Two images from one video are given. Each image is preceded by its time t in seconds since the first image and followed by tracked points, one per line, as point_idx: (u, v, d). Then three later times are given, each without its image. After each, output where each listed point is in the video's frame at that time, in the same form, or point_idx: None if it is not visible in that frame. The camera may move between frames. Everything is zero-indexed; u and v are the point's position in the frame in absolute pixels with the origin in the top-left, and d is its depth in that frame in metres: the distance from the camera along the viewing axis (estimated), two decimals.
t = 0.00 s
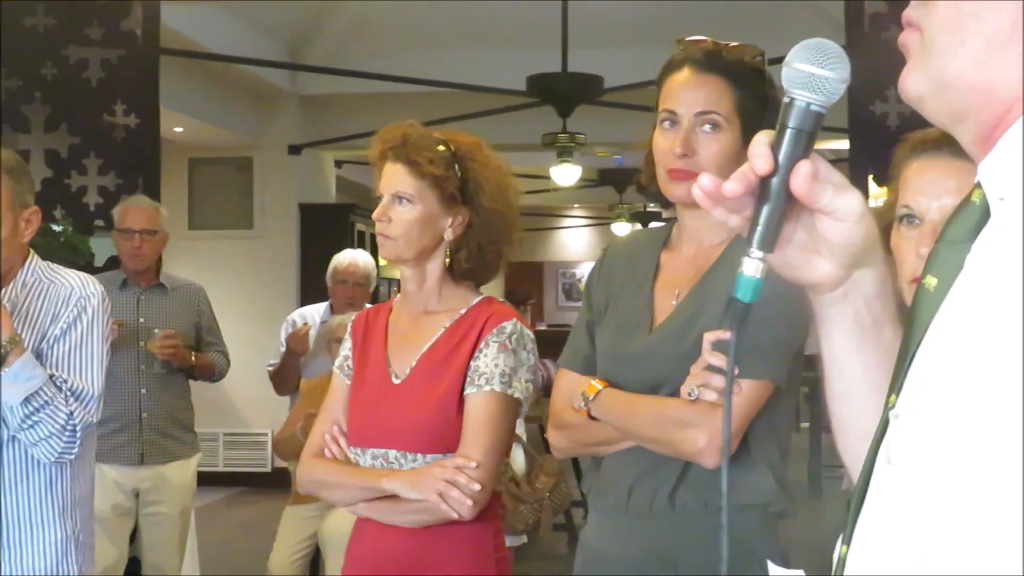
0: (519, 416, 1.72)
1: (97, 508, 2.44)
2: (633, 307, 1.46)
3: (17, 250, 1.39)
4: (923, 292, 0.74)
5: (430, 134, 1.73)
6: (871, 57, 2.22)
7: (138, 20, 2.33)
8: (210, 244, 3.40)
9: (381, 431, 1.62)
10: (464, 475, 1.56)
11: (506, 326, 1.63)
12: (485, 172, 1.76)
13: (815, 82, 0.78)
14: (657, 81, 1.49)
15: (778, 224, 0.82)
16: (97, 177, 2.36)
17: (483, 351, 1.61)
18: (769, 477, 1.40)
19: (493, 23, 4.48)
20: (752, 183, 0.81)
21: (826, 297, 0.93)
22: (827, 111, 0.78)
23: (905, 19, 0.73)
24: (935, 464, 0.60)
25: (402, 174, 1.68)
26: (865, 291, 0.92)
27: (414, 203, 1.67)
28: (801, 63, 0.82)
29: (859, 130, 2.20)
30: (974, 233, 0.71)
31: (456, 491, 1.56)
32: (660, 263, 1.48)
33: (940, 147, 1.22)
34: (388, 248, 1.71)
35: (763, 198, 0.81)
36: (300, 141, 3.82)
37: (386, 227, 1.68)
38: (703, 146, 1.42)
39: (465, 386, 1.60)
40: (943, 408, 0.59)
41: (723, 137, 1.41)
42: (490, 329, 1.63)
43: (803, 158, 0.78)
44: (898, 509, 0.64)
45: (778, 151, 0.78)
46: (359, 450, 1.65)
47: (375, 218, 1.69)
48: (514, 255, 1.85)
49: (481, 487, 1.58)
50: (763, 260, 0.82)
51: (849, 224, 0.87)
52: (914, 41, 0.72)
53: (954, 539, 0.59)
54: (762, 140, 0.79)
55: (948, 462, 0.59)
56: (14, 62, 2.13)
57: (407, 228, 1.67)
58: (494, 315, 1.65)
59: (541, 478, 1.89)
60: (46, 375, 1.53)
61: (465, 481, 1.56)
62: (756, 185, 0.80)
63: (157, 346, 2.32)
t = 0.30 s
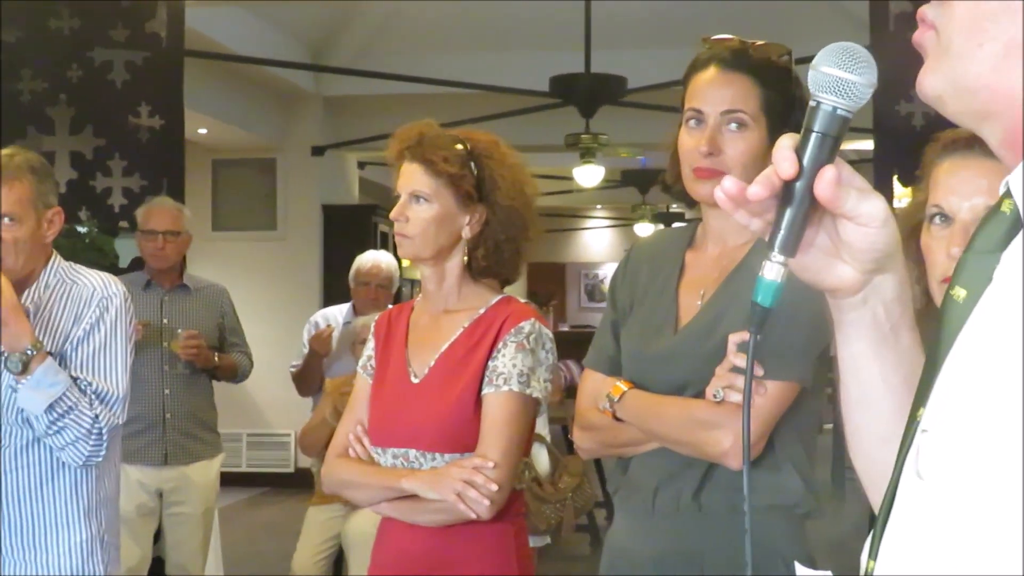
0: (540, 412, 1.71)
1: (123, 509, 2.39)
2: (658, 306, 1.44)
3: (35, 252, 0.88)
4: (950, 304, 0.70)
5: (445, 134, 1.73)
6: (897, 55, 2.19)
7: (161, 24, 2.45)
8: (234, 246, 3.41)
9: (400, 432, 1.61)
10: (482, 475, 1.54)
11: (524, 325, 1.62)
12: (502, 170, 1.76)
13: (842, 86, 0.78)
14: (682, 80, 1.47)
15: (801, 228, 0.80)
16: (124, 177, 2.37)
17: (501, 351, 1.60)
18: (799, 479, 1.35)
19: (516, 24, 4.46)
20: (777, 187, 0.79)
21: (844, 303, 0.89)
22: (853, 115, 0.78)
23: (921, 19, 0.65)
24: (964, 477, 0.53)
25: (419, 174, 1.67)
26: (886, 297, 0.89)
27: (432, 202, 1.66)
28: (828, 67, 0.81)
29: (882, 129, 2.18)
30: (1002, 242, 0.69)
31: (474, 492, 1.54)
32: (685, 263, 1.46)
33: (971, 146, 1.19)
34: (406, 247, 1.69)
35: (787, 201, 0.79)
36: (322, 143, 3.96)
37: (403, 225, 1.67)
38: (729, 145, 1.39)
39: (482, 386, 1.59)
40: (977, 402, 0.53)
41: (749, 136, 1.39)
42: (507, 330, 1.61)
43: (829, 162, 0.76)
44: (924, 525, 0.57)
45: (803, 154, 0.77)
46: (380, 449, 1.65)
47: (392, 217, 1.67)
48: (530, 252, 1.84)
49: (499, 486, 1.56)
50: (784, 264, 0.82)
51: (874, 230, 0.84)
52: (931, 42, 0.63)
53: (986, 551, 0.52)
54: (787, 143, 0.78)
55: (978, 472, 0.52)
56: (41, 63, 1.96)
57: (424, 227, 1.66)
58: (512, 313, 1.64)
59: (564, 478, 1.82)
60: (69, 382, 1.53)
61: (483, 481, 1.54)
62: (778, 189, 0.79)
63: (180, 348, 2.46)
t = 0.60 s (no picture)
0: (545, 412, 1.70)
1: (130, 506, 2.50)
2: (669, 306, 1.44)
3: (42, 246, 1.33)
4: (970, 306, 0.70)
5: (449, 134, 1.72)
6: (907, 53, 2.17)
7: (170, 23, 2.35)
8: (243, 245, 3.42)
9: (406, 431, 1.61)
10: (485, 475, 1.54)
11: (530, 326, 1.61)
12: (507, 169, 1.75)
13: (856, 85, 0.77)
14: (692, 78, 1.47)
15: (811, 226, 0.79)
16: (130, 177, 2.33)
17: (506, 352, 1.59)
18: (811, 479, 1.35)
19: (524, 24, 4.46)
20: (790, 184, 0.77)
21: (852, 303, 0.88)
22: (868, 113, 0.77)
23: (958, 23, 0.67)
24: (979, 482, 0.56)
25: (423, 173, 1.67)
26: (892, 297, 0.87)
27: (435, 201, 1.66)
28: (846, 65, 0.80)
29: (891, 129, 2.16)
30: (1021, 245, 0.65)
31: (477, 492, 1.53)
32: (697, 261, 1.46)
33: (984, 144, 1.18)
34: (410, 247, 1.69)
35: (798, 199, 0.77)
36: (332, 142, 3.81)
37: (408, 225, 1.66)
38: (740, 144, 1.39)
39: (487, 386, 1.58)
40: (986, 415, 0.56)
41: (761, 134, 1.38)
42: (513, 330, 1.61)
43: (842, 161, 0.75)
44: (934, 530, 0.61)
45: (816, 151, 0.75)
46: (386, 448, 1.65)
47: (397, 217, 1.67)
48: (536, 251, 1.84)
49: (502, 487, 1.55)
50: (794, 262, 0.81)
51: (884, 230, 0.82)
52: (965, 41, 0.65)
53: (995, 553, 0.56)
54: (800, 140, 0.76)
55: (995, 479, 0.55)
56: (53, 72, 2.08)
57: (429, 228, 1.66)
58: (519, 314, 1.63)
59: (575, 477, 1.82)
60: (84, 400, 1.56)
61: (487, 481, 1.54)
62: (792, 187, 0.77)
63: (186, 347, 2.47)
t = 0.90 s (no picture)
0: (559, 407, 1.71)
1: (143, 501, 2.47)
2: (684, 301, 1.43)
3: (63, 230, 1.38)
4: (994, 293, 0.69)
5: (459, 131, 1.71)
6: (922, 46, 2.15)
7: (183, 18, 2.30)
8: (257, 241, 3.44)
9: (416, 424, 1.61)
10: (491, 468, 1.54)
11: (540, 322, 1.60)
12: (517, 165, 1.74)
13: (895, 65, 0.75)
14: (708, 72, 1.46)
15: (840, 205, 0.78)
16: (144, 172, 2.33)
17: (516, 348, 1.59)
18: (828, 472, 1.34)
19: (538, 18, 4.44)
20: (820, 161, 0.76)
21: (875, 287, 0.85)
22: (903, 96, 0.76)
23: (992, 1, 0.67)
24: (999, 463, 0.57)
25: (432, 171, 1.67)
26: (918, 284, 0.84)
27: (446, 198, 1.65)
28: (882, 44, 0.78)
29: (904, 124, 2.15)
30: None
31: (485, 486, 1.52)
32: (713, 255, 1.44)
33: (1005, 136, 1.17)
34: (421, 244, 1.68)
35: (828, 176, 0.77)
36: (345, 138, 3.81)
37: (418, 221, 1.66)
38: (757, 138, 1.37)
39: (497, 382, 1.58)
40: (1008, 399, 0.57)
41: (777, 128, 1.37)
42: (524, 325, 1.60)
43: (875, 141, 0.74)
44: (954, 512, 0.62)
45: (849, 131, 0.74)
46: (395, 442, 1.64)
47: (408, 215, 1.67)
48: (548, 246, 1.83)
49: (507, 478, 1.55)
50: (818, 241, 0.79)
51: (912, 213, 0.80)
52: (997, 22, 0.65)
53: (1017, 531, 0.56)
54: (832, 119, 0.76)
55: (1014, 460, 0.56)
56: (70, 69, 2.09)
57: (440, 224, 1.65)
58: (529, 308, 1.63)
59: (592, 473, 1.78)
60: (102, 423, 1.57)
61: (493, 475, 1.53)
62: (823, 166, 0.76)
63: (202, 343, 2.50)
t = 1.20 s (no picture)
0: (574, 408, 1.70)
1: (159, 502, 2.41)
2: (702, 302, 1.42)
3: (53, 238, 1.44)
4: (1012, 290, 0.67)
5: (478, 132, 1.68)
6: (944, 45, 2.12)
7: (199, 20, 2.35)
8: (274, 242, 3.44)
9: (433, 427, 1.61)
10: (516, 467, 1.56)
11: (560, 323, 1.60)
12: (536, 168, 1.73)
13: (913, 79, 0.72)
14: (725, 74, 1.45)
15: (862, 217, 0.77)
16: (162, 174, 2.39)
17: (536, 348, 1.58)
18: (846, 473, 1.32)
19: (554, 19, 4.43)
20: (840, 176, 0.75)
21: (901, 288, 0.87)
22: (921, 108, 0.72)
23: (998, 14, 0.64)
24: None
25: (455, 173, 1.63)
26: (943, 282, 0.86)
27: (471, 202, 1.62)
28: (899, 57, 0.74)
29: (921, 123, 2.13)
30: None
31: (508, 486, 1.55)
32: (730, 256, 1.43)
33: None
34: (443, 247, 1.64)
35: (847, 192, 0.75)
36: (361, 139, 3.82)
37: (443, 227, 1.62)
38: (775, 139, 1.35)
39: (517, 383, 1.58)
40: None
41: (795, 130, 1.34)
42: (544, 326, 1.60)
43: (893, 155, 0.73)
44: (983, 513, 0.59)
45: (867, 144, 0.73)
46: (411, 444, 1.64)
47: (431, 219, 1.63)
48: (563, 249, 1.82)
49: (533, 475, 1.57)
50: (840, 251, 0.78)
51: (933, 220, 0.81)
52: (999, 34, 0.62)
53: None
54: (851, 132, 0.74)
55: None
56: (88, 71, 2.26)
57: (466, 227, 1.62)
58: (548, 309, 1.63)
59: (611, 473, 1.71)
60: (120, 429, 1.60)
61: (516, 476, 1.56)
62: (841, 181, 0.75)
63: (220, 344, 2.46)
